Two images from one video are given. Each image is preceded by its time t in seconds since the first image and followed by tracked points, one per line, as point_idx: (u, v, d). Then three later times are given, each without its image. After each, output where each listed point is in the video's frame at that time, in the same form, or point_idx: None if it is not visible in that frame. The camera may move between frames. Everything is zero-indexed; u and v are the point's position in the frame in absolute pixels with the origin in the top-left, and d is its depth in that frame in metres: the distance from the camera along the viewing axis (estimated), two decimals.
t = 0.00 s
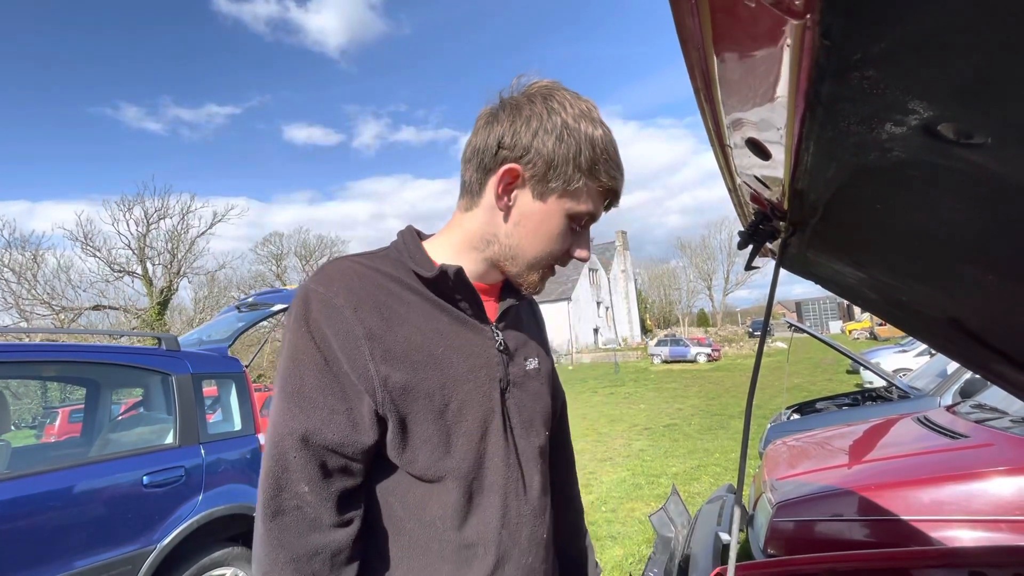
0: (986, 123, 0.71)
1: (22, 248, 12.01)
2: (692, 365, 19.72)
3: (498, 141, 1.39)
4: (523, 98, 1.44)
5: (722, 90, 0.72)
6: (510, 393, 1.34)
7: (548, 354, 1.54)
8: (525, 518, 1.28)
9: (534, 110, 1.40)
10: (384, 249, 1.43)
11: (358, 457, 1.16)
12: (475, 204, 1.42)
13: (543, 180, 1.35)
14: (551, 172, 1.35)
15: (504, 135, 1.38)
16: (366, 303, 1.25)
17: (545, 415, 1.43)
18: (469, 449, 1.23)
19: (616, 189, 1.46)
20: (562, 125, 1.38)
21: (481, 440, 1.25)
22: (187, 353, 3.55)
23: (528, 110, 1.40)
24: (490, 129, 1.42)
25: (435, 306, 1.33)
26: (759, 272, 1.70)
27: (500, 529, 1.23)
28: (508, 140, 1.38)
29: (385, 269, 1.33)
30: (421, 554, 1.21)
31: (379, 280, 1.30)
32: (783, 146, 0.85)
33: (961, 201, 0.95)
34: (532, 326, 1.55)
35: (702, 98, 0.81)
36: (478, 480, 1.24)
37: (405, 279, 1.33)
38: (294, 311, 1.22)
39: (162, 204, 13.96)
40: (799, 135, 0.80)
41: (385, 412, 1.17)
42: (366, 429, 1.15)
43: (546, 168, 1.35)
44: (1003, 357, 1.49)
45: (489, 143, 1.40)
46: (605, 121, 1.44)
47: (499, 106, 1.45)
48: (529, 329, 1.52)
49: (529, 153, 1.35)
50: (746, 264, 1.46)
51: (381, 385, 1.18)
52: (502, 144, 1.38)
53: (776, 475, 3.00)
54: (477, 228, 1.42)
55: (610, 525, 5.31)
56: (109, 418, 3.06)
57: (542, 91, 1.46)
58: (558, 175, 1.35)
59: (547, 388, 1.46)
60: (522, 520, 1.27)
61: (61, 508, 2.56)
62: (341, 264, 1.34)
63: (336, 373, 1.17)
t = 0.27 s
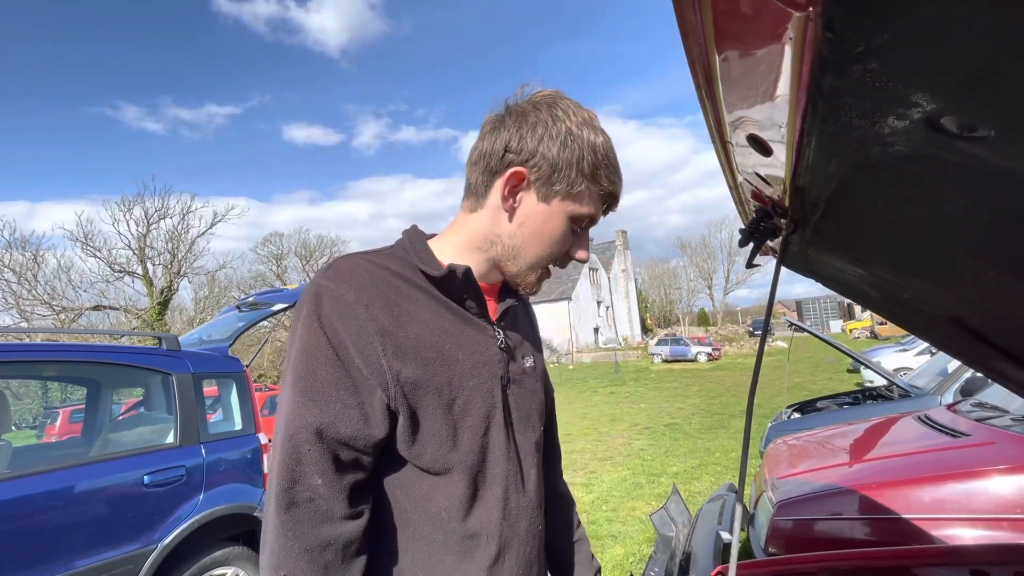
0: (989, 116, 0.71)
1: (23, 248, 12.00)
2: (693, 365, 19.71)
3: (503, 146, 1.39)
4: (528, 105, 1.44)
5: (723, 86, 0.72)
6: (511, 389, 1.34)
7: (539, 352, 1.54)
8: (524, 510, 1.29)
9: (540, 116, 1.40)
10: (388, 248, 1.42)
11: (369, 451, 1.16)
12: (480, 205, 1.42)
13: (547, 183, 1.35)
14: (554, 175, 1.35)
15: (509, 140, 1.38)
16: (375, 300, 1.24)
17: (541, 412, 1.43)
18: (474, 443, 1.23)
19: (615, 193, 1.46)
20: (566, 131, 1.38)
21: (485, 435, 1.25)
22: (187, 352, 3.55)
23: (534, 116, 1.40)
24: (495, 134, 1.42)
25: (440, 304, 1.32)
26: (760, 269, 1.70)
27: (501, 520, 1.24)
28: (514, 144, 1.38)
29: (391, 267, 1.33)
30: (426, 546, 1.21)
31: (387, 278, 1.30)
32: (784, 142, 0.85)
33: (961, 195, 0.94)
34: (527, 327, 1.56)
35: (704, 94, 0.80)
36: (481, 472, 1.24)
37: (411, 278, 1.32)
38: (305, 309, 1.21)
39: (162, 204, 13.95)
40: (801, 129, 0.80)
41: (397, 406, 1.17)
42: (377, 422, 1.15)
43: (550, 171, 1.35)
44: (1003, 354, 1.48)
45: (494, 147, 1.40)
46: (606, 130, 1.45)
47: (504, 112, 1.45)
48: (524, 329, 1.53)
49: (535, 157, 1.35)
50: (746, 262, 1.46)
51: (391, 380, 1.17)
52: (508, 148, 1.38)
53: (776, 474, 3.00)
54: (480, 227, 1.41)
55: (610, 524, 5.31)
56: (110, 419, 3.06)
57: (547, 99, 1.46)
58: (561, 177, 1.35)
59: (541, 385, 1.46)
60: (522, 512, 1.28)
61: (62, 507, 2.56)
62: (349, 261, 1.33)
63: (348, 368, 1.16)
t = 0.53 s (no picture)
0: (987, 111, 0.71)
1: (23, 248, 12.01)
2: (693, 364, 19.70)
3: (497, 143, 1.40)
4: (525, 104, 1.45)
5: (723, 83, 0.72)
6: (510, 386, 1.34)
7: (539, 351, 1.54)
8: (524, 508, 1.28)
9: (535, 114, 1.40)
10: (389, 247, 1.42)
11: (369, 445, 1.16)
12: (477, 201, 1.42)
13: (541, 178, 1.35)
14: (548, 170, 1.35)
15: (502, 137, 1.39)
16: (375, 297, 1.24)
17: (540, 410, 1.43)
18: (473, 439, 1.23)
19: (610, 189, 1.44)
20: (561, 128, 1.38)
21: (484, 431, 1.25)
22: (188, 352, 3.56)
23: (529, 114, 1.40)
24: (490, 132, 1.43)
25: (440, 302, 1.32)
26: (760, 268, 1.70)
27: (500, 517, 1.23)
28: (509, 141, 1.38)
29: (392, 265, 1.33)
30: (425, 541, 1.21)
31: (387, 276, 1.30)
32: (785, 139, 0.85)
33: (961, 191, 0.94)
34: (527, 326, 1.55)
35: (703, 90, 0.80)
36: (480, 468, 1.24)
37: (411, 275, 1.32)
38: (307, 305, 1.22)
39: (163, 204, 13.95)
40: (801, 126, 0.80)
41: (396, 402, 1.17)
42: (376, 417, 1.15)
43: (544, 167, 1.35)
44: (1004, 352, 1.48)
45: (488, 145, 1.41)
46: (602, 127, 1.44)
47: (501, 111, 1.45)
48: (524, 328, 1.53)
49: (529, 152, 1.35)
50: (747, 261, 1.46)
51: (391, 375, 1.18)
52: (503, 146, 1.38)
53: (777, 473, 3.00)
54: (477, 224, 1.42)
55: (611, 523, 5.31)
56: (110, 419, 3.06)
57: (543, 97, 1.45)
58: (555, 172, 1.35)
59: (540, 384, 1.46)
60: (521, 509, 1.27)
61: (63, 506, 2.56)
62: (350, 258, 1.33)
63: (348, 363, 1.16)
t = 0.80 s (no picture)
0: (984, 105, 0.71)
1: (24, 248, 12.01)
2: (694, 364, 19.69)
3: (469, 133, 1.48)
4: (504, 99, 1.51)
5: (721, 81, 0.72)
6: (507, 383, 1.34)
7: (541, 352, 1.54)
8: (519, 505, 1.28)
9: (503, 102, 1.45)
10: (389, 245, 1.42)
11: (361, 437, 1.16)
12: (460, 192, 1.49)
13: (491, 151, 1.36)
14: (497, 142, 1.35)
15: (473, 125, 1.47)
16: (371, 292, 1.24)
17: (539, 409, 1.43)
18: (466, 434, 1.23)
19: (578, 156, 1.35)
20: (521, 107, 1.39)
21: (477, 427, 1.25)
22: (189, 352, 3.56)
23: (498, 102, 1.45)
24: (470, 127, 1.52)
25: (436, 298, 1.32)
26: (760, 266, 1.70)
27: (494, 513, 1.23)
28: (475, 128, 1.44)
29: (390, 262, 1.33)
30: (419, 536, 1.20)
31: (384, 273, 1.30)
32: (783, 136, 0.84)
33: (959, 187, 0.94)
34: (528, 325, 1.55)
35: (701, 87, 0.80)
36: (474, 464, 1.23)
37: (408, 272, 1.32)
38: (303, 299, 1.22)
39: (163, 204, 13.96)
40: (798, 122, 0.80)
41: (388, 395, 1.17)
42: (368, 410, 1.15)
43: (494, 141, 1.36)
44: (1005, 351, 1.48)
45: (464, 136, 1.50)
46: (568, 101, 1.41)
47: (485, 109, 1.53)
48: (524, 326, 1.52)
49: (484, 131, 1.39)
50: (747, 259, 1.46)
51: (383, 369, 1.18)
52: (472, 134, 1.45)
53: (777, 472, 3.00)
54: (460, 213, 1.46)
55: (611, 523, 5.31)
56: (111, 419, 3.06)
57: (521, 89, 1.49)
58: (502, 143, 1.35)
59: (542, 383, 1.46)
60: (516, 507, 1.27)
61: (64, 506, 2.56)
62: (349, 254, 1.34)
63: (341, 357, 1.16)
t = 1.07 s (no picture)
0: (986, 100, 0.70)
1: (25, 249, 12.02)
2: (694, 364, 19.67)
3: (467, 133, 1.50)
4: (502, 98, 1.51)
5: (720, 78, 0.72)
6: (503, 382, 1.33)
7: (545, 348, 1.52)
8: (517, 505, 1.26)
9: (498, 102, 1.45)
10: (385, 245, 1.42)
11: (354, 435, 1.16)
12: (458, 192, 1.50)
13: (483, 153, 1.37)
14: (489, 144, 1.36)
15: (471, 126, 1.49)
16: (365, 291, 1.24)
17: (541, 407, 1.42)
18: (460, 432, 1.23)
19: (569, 159, 1.33)
20: (513, 108, 1.39)
21: (472, 425, 1.25)
22: (189, 352, 3.56)
23: (494, 102, 1.46)
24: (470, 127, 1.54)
25: (431, 297, 1.32)
26: (760, 265, 1.69)
27: (491, 513, 1.22)
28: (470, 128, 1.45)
29: (385, 262, 1.33)
30: (416, 535, 1.20)
31: (378, 272, 1.30)
32: (783, 134, 0.84)
33: (960, 184, 0.93)
34: (530, 323, 1.54)
35: (700, 85, 0.80)
36: (469, 462, 1.23)
37: (403, 272, 1.32)
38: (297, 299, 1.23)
39: (164, 205, 13.97)
40: (799, 120, 0.80)
41: (380, 393, 1.18)
42: (361, 408, 1.16)
43: (485, 143, 1.37)
44: (1006, 350, 1.47)
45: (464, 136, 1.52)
46: (563, 102, 1.40)
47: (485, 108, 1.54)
48: (526, 324, 1.51)
49: (478, 131, 1.40)
50: (748, 258, 1.45)
51: (376, 368, 1.18)
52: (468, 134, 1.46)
53: (778, 472, 2.99)
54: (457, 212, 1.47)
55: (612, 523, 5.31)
56: (112, 419, 3.08)
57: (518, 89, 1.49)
58: (493, 146, 1.35)
59: (544, 381, 1.45)
60: (513, 506, 1.25)
61: (65, 506, 2.56)
62: (345, 254, 1.34)
63: (334, 356, 1.17)
